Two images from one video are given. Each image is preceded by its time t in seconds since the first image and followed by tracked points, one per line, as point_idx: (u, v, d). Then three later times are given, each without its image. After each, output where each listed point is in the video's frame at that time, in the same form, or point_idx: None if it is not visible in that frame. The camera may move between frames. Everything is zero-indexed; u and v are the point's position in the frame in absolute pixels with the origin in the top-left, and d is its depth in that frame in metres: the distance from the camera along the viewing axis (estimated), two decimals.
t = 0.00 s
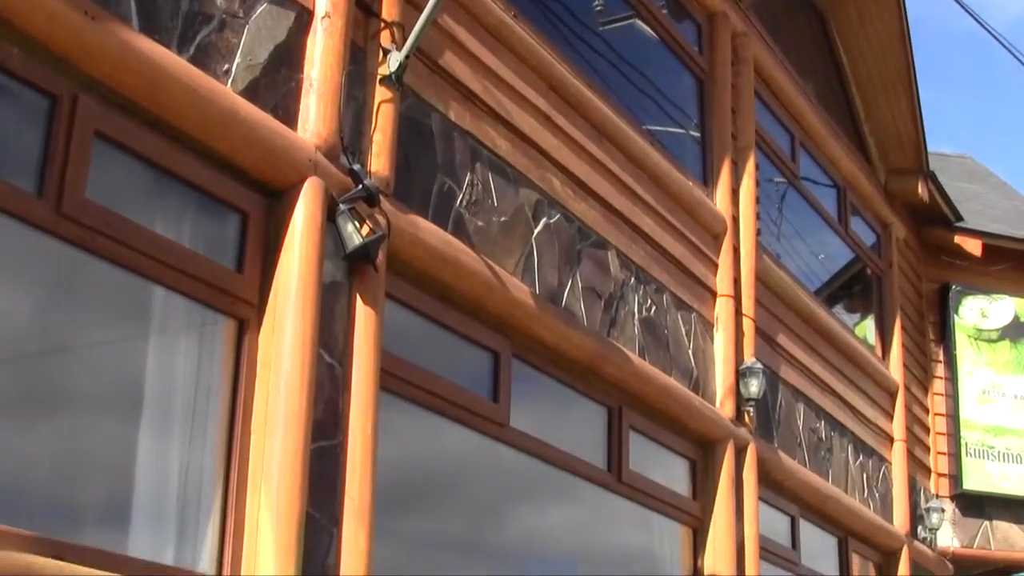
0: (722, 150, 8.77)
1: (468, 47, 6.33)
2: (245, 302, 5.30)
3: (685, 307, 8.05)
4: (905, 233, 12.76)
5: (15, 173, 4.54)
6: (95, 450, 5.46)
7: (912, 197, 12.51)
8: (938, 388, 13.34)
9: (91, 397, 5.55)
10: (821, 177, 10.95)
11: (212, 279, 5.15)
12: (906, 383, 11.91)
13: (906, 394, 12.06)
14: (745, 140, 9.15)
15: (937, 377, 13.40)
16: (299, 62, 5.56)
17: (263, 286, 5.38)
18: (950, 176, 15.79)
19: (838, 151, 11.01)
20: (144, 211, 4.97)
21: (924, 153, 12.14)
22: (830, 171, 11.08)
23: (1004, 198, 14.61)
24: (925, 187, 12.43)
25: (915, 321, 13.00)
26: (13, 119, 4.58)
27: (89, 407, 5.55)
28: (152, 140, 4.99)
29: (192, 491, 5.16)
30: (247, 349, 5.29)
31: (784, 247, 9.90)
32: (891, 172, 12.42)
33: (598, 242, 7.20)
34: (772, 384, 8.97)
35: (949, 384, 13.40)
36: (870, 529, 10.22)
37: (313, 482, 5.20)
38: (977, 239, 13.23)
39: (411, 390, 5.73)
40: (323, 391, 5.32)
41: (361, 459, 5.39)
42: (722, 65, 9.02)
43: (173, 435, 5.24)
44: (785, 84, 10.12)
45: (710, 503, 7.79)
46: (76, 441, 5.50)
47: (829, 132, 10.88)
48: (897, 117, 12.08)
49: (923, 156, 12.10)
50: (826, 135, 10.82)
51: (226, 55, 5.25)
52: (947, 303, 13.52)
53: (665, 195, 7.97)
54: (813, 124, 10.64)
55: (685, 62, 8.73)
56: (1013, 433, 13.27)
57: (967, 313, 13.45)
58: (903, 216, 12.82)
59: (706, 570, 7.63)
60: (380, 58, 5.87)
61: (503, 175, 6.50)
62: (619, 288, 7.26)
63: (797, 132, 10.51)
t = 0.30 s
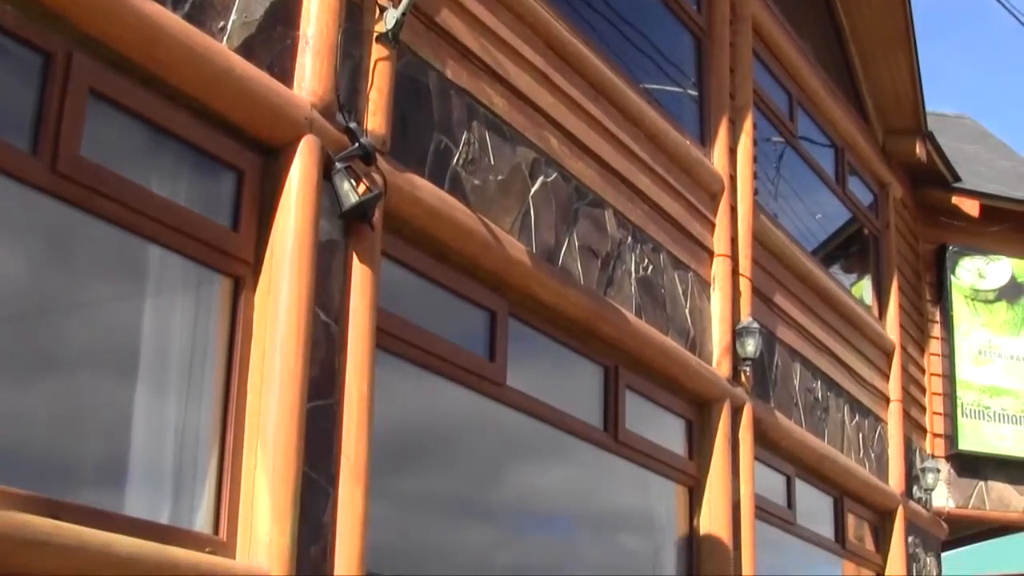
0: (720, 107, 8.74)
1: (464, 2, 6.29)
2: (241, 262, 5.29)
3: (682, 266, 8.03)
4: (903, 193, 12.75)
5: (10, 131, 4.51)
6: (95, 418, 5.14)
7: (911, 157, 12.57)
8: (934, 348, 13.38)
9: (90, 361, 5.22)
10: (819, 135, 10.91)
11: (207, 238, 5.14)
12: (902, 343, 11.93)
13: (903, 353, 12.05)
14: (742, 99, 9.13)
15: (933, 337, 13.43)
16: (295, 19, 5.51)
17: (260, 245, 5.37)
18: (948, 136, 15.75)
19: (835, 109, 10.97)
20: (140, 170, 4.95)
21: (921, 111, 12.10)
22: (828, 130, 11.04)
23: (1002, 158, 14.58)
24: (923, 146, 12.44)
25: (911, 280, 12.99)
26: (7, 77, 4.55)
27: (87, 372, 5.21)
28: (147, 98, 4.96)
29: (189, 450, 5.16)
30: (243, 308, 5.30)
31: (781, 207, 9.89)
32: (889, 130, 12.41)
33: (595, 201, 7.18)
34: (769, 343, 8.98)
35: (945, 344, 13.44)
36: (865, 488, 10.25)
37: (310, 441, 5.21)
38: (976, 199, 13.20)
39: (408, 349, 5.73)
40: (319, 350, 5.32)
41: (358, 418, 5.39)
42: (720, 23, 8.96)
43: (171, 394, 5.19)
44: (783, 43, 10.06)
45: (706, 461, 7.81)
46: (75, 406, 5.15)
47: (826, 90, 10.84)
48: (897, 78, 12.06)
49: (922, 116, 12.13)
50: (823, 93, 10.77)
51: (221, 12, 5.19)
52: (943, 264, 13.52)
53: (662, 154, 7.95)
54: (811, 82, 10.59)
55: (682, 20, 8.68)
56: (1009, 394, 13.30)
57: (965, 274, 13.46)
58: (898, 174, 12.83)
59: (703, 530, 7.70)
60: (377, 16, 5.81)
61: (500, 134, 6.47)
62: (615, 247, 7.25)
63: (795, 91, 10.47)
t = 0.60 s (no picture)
0: (718, 66, 8.71)
1: None
2: (238, 222, 5.29)
3: (679, 226, 8.02)
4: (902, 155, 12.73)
5: (5, 91, 4.49)
6: (95, 380, 4.91)
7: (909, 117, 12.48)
8: (932, 310, 13.41)
9: (85, 320, 4.92)
10: (817, 96, 10.88)
11: (204, 198, 5.14)
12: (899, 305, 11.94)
13: (902, 315, 12.18)
14: (740, 59, 9.10)
15: (931, 299, 13.45)
16: None
17: (256, 205, 5.37)
18: (947, 98, 15.70)
19: (834, 70, 10.93)
20: (136, 130, 4.93)
21: (920, 73, 12.06)
22: (826, 91, 11.00)
23: (1001, 121, 14.53)
24: (920, 107, 12.34)
25: (909, 240, 12.93)
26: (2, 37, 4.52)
27: (85, 331, 4.92)
28: (142, 57, 4.94)
29: (186, 410, 5.16)
30: (241, 269, 5.31)
31: (779, 167, 9.87)
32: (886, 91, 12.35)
33: (593, 161, 7.16)
34: (766, 305, 8.99)
35: (943, 306, 13.43)
36: (862, 449, 10.28)
37: (307, 400, 5.21)
38: (975, 160, 13.11)
39: (405, 309, 5.70)
40: (316, 310, 5.31)
41: (355, 377, 5.40)
42: None
43: (167, 353, 5.15)
44: (782, 4, 10.01)
45: (704, 423, 7.86)
46: (75, 367, 4.87)
47: (824, 50, 10.80)
48: (896, 41, 12.00)
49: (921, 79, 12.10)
50: (821, 53, 10.73)
51: None
52: (942, 225, 13.43)
53: (660, 114, 7.93)
54: (809, 43, 10.54)
55: None
56: (1007, 355, 13.43)
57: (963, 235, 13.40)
58: (896, 134, 12.73)
59: (700, 489, 7.74)
60: None
61: (497, 93, 6.45)
62: (612, 208, 7.24)
63: (793, 51, 10.43)
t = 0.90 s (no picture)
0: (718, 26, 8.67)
1: None
2: (235, 182, 5.28)
3: (678, 186, 8.01)
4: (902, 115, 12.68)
5: None
6: (89, 340, 4.91)
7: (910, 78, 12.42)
8: (931, 273, 13.39)
9: (83, 282, 4.92)
10: (817, 57, 10.82)
11: (202, 158, 5.13)
12: (898, 266, 11.94)
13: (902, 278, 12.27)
14: (740, 19, 9.06)
15: (930, 261, 13.43)
16: None
17: (254, 165, 5.35)
18: (948, 59, 15.61)
19: (833, 29, 10.88)
20: (133, 90, 4.91)
21: (920, 35, 12.00)
22: (826, 51, 10.94)
23: (1002, 83, 14.46)
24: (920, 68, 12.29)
25: (908, 201, 12.93)
26: None
27: (83, 294, 4.91)
28: (138, 16, 4.92)
29: (184, 371, 5.16)
30: (238, 229, 5.30)
31: (778, 127, 9.84)
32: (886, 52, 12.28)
33: (592, 121, 7.14)
34: (765, 266, 8.99)
35: (942, 268, 13.42)
36: (860, 411, 10.31)
37: (305, 360, 5.22)
38: (975, 121, 13.08)
39: (403, 270, 5.73)
40: (314, 272, 5.31)
41: (353, 338, 5.40)
42: None
43: (164, 314, 5.14)
44: None
45: (703, 383, 7.92)
46: (70, 327, 4.85)
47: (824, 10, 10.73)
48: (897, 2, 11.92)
49: (922, 39, 12.02)
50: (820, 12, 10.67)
51: None
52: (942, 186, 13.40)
53: (658, 73, 7.89)
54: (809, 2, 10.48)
55: None
56: (1005, 318, 13.41)
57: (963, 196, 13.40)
58: (896, 95, 12.68)
59: (698, 451, 7.83)
60: None
61: (496, 54, 6.43)
62: (612, 167, 7.22)
63: (793, 11, 10.37)
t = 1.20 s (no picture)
0: None
1: None
2: (232, 140, 5.26)
3: (677, 147, 7.99)
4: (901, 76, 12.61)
5: None
6: (87, 299, 4.87)
7: (909, 37, 12.30)
8: (929, 233, 13.32)
9: (80, 241, 4.89)
10: (817, 17, 10.76)
11: (198, 117, 5.11)
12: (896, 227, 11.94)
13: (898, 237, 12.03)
14: None
15: (930, 223, 13.36)
16: None
17: (251, 124, 5.33)
18: (949, 19, 15.52)
19: None
20: (129, 49, 4.90)
21: None
22: (825, 11, 10.87)
23: (1002, 43, 14.38)
24: (920, 28, 12.20)
25: (907, 162, 12.92)
26: None
27: (80, 252, 4.88)
28: None
29: (181, 330, 5.16)
30: (235, 187, 5.29)
31: (777, 87, 9.80)
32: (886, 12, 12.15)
33: (590, 80, 7.11)
34: (763, 226, 8.99)
35: (941, 230, 13.33)
36: (857, 371, 10.33)
37: (302, 319, 5.22)
38: (975, 82, 13.00)
39: (402, 229, 5.73)
40: (312, 231, 5.31)
41: (351, 297, 5.39)
42: None
43: (162, 272, 5.13)
44: None
45: (700, 342, 7.95)
46: (68, 286, 4.83)
47: None
48: None
49: None
50: None
51: None
52: (942, 146, 13.37)
53: (657, 32, 7.85)
54: None
55: None
56: (1003, 278, 13.41)
57: (961, 156, 13.40)
58: (896, 56, 12.61)
59: (694, 411, 7.85)
60: None
61: (494, 12, 6.39)
62: (610, 127, 7.20)
63: None
